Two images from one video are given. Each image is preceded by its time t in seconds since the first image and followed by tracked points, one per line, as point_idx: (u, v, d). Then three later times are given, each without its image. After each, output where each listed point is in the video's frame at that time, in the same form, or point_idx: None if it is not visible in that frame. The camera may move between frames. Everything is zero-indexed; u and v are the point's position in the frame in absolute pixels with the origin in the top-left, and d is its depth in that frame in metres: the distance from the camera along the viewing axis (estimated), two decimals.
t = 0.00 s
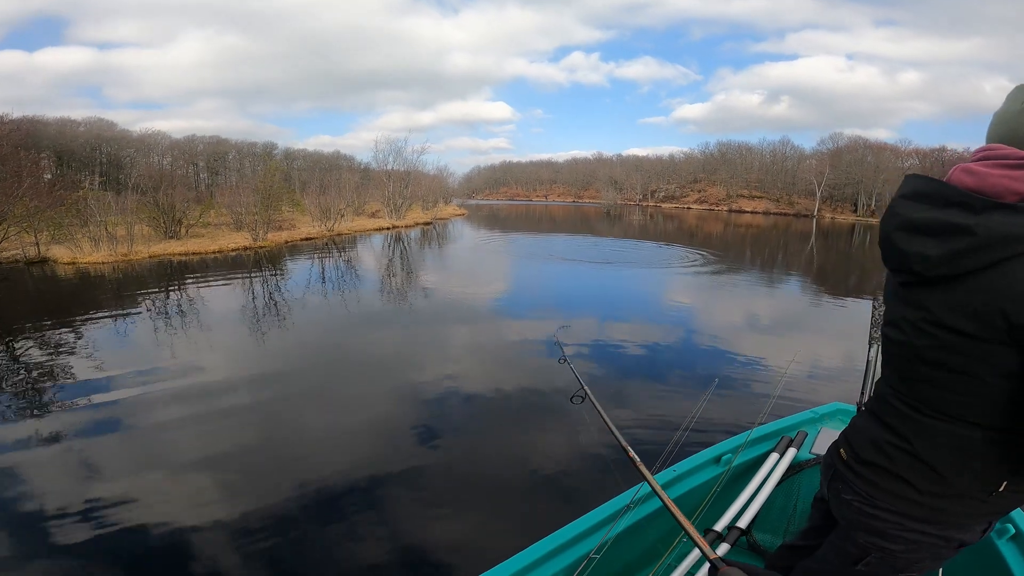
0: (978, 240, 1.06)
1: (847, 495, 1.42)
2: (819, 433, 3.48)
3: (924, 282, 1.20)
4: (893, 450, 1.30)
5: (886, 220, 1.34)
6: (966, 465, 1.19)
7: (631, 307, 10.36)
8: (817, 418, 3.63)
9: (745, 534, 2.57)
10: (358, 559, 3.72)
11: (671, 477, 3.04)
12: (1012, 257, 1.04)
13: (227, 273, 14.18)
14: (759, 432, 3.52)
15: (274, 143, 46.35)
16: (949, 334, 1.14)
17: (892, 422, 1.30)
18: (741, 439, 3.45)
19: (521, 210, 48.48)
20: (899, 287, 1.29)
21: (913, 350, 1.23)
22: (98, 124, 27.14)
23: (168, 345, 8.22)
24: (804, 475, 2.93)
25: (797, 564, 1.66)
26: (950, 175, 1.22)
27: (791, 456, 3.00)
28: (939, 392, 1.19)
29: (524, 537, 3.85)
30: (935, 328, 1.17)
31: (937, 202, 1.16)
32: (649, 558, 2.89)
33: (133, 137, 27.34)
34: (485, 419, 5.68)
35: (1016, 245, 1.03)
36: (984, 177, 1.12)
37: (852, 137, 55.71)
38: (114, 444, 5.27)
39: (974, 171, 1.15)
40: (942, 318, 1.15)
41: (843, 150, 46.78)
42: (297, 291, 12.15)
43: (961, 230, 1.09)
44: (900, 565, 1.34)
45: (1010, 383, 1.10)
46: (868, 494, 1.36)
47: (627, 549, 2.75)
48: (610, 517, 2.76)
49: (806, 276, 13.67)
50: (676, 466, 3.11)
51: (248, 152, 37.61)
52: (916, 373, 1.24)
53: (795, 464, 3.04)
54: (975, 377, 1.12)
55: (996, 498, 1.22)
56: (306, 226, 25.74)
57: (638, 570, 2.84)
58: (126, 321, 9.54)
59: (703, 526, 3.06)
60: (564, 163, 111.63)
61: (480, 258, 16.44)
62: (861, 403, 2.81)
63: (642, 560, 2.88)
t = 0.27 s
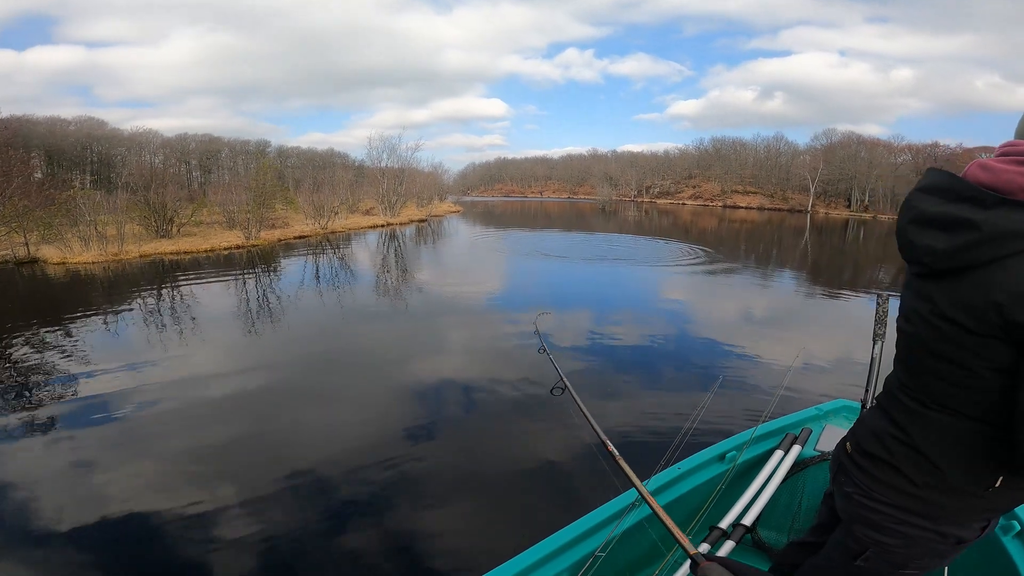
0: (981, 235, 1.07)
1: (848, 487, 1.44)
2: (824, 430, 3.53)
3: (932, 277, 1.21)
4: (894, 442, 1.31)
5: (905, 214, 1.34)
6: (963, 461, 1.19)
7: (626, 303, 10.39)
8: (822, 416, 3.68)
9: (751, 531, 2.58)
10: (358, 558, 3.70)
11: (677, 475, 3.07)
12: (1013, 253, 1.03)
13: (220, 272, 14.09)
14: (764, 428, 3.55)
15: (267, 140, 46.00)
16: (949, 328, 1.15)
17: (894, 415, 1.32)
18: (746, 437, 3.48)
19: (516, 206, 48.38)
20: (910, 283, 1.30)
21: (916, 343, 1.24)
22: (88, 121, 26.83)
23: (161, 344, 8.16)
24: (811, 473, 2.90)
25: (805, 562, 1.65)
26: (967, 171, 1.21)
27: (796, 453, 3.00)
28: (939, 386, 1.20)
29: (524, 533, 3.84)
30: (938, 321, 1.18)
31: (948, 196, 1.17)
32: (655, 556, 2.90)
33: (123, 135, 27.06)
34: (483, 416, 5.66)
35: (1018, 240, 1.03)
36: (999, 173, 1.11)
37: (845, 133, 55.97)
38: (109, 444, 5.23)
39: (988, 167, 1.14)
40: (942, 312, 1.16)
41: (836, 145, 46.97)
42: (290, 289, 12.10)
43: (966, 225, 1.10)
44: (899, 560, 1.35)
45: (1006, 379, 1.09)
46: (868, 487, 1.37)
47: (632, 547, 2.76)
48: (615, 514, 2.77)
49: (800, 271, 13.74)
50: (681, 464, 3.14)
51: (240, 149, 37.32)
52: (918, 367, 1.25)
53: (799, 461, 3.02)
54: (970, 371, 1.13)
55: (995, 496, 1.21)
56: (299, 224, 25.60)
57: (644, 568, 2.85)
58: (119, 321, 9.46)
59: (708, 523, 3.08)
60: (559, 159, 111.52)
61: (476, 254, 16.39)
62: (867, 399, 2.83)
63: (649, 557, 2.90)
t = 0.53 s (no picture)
0: (976, 231, 1.07)
1: (847, 482, 1.45)
2: (826, 428, 3.55)
3: (932, 272, 1.20)
4: (892, 438, 1.31)
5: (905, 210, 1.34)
6: (957, 457, 1.18)
7: (620, 300, 10.42)
8: (823, 414, 3.69)
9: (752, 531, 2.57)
10: (352, 559, 3.66)
11: (677, 473, 3.06)
12: (1012, 247, 1.02)
13: (211, 272, 13.97)
14: (766, 427, 3.55)
15: (259, 139, 45.69)
16: (945, 322, 1.15)
17: (893, 410, 1.32)
18: (749, 435, 3.49)
19: (509, 205, 48.30)
20: (913, 278, 1.29)
21: (914, 339, 1.24)
22: (76, 122, 26.53)
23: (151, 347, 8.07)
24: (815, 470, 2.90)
25: (809, 560, 1.64)
26: (967, 166, 1.20)
27: (798, 451, 2.96)
28: (935, 382, 1.19)
29: (520, 533, 3.82)
30: (935, 316, 1.17)
31: (948, 191, 1.16)
32: (656, 555, 2.90)
33: (113, 135, 26.78)
34: (479, 416, 5.63)
35: (1015, 235, 1.02)
36: (998, 168, 1.10)
37: (836, 131, 56.39)
38: (100, 447, 5.17)
39: (988, 161, 1.13)
40: (939, 307, 1.16)
41: (827, 143, 47.30)
42: (283, 289, 12.02)
43: (964, 221, 1.10)
44: (896, 558, 1.34)
45: (1000, 374, 1.08)
46: (866, 482, 1.37)
47: (633, 546, 2.75)
48: (616, 514, 2.75)
49: (792, 268, 13.84)
50: (682, 463, 3.13)
51: (232, 149, 37.03)
52: (916, 363, 1.25)
53: (801, 459, 3.03)
54: (962, 365, 1.13)
55: (992, 494, 1.19)
56: (291, 224, 25.43)
57: (646, 567, 2.85)
58: (108, 323, 9.36)
59: (710, 522, 3.07)
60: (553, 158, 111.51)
61: (470, 253, 16.33)
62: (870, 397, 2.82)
63: (650, 554, 2.88)
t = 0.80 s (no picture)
0: (962, 228, 1.06)
1: (840, 481, 1.44)
2: (828, 428, 3.53)
3: (920, 269, 1.19)
4: (884, 436, 1.30)
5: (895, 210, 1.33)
6: (947, 455, 1.17)
7: (617, 298, 10.42)
8: (826, 414, 3.68)
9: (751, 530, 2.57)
10: (349, 559, 3.63)
11: (677, 472, 3.06)
12: (997, 243, 1.01)
13: (206, 271, 13.90)
14: (766, 427, 3.53)
15: (255, 138, 45.48)
16: (933, 320, 1.14)
17: (885, 408, 1.31)
18: (749, 434, 3.47)
19: (507, 203, 48.21)
20: (904, 276, 1.28)
21: (905, 336, 1.23)
22: (71, 120, 26.34)
23: (145, 346, 8.01)
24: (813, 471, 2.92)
25: (803, 560, 1.61)
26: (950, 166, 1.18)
27: (800, 451, 2.95)
28: (926, 379, 1.18)
29: (517, 532, 3.80)
30: (924, 313, 1.16)
31: (933, 190, 1.16)
32: (654, 554, 2.90)
33: (108, 133, 26.60)
34: (476, 414, 5.61)
35: (1001, 231, 1.00)
36: (980, 166, 1.08)
37: (833, 129, 56.51)
38: (94, 447, 5.13)
39: (970, 160, 1.11)
40: (928, 304, 1.15)
41: (825, 141, 47.40)
42: (278, 287, 11.96)
43: (950, 219, 1.09)
44: (890, 558, 1.33)
45: (989, 371, 1.07)
46: (859, 481, 1.37)
47: (631, 545, 2.74)
48: (613, 514, 2.74)
49: (789, 265, 13.86)
50: (682, 462, 3.13)
51: (228, 147, 36.84)
52: (907, 360, 1.24)
53: (804, 459, 3.01)
54: (950, 362, 1.12)
55: (983, 492, 1.18)
56: (286, 222, 25.30)
57: (643, 566, 2.84)
58: (101, 322, 9.29)
59: (709, 521, 3.08)
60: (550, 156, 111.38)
61: (467, 251, 16.29)
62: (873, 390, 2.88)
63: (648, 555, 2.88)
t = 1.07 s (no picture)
0: (942, 226, 1.07)
1: (835, 482, 1.45)
2: (831, 429, 3.53)
3: (906, 268, 1.20)
4: (877, 437, 1.31)
5: (880, 211, 1.34)
6: (937, 453, 1.18)
7: (615, 296, 10.42)
8: (830, 415, 3.68)
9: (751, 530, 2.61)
10: (347, 556, 3.63)
11: (679, 471, 3.08)
12: (976, 241, 1.02)
13: (202, 270, 13.85)
14: (769, 428, 3.53)
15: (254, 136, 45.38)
16: (919, 319, 1.14)
17: (876, 409, 1.32)
18: (752, 434, 3.47)
19: (506, 201, 48.11)
20: (891, 276, 1.29)
21: (893, 336, 1.24)
22: (68, 118, 26.26)
23: (142, 345, 7.99)
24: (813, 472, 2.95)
25: (802, 560, 1.61)
26: (932, 165, 1.19)
27: (802, 453, 3.00)
28: (916, 378, 1.19)
29: (514, 530, 3.80)
30: (910, 312, 1.17)
31: (916, 190, 1.16)
32: (654, 554, 2.91)
33: (105, 131, 26.51)
34: (473, 412, 5.61)
35: (981, 229, 1.01)
36: (960, 166, 1.09)
37: (832, 127, 56.51)
38: (91, 445, 5.12)
39: (952, 159, 1.12)
40: (914, 304, 1.16)
41: (823, 140, 47.44)
42: (274, 286, 11.95)
43: (931, 217, 1.10)
44: (883, 559, 1.34)
45: (975, 369, 1.08)
46: (852, 482, 1.38)
47: (631, 545, 2.76)
48: (614, 513, 2.76)
49: (787, 264, 13.87)
50: (684, 461, 3.15)
51: (226, 145, 36.75)
52: (896, 360, 1.25)
53: (806, 460, 3.04)
54: (936, 361, 1.12)
55: (975, 491, 1.19)
56: (283, 220, 25.20)
57: (644, 566, 2.86)
58: (97, 320, 9.27)
59: (710, 521, 3.09)
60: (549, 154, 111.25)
61: (465, 249, 16.27)
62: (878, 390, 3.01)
63: (648, 554, 2.89)
